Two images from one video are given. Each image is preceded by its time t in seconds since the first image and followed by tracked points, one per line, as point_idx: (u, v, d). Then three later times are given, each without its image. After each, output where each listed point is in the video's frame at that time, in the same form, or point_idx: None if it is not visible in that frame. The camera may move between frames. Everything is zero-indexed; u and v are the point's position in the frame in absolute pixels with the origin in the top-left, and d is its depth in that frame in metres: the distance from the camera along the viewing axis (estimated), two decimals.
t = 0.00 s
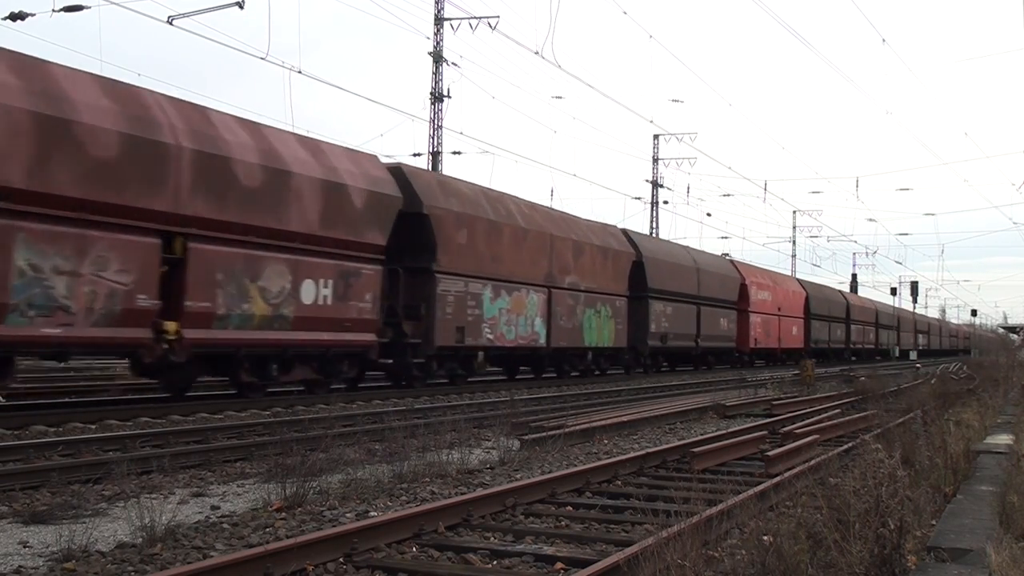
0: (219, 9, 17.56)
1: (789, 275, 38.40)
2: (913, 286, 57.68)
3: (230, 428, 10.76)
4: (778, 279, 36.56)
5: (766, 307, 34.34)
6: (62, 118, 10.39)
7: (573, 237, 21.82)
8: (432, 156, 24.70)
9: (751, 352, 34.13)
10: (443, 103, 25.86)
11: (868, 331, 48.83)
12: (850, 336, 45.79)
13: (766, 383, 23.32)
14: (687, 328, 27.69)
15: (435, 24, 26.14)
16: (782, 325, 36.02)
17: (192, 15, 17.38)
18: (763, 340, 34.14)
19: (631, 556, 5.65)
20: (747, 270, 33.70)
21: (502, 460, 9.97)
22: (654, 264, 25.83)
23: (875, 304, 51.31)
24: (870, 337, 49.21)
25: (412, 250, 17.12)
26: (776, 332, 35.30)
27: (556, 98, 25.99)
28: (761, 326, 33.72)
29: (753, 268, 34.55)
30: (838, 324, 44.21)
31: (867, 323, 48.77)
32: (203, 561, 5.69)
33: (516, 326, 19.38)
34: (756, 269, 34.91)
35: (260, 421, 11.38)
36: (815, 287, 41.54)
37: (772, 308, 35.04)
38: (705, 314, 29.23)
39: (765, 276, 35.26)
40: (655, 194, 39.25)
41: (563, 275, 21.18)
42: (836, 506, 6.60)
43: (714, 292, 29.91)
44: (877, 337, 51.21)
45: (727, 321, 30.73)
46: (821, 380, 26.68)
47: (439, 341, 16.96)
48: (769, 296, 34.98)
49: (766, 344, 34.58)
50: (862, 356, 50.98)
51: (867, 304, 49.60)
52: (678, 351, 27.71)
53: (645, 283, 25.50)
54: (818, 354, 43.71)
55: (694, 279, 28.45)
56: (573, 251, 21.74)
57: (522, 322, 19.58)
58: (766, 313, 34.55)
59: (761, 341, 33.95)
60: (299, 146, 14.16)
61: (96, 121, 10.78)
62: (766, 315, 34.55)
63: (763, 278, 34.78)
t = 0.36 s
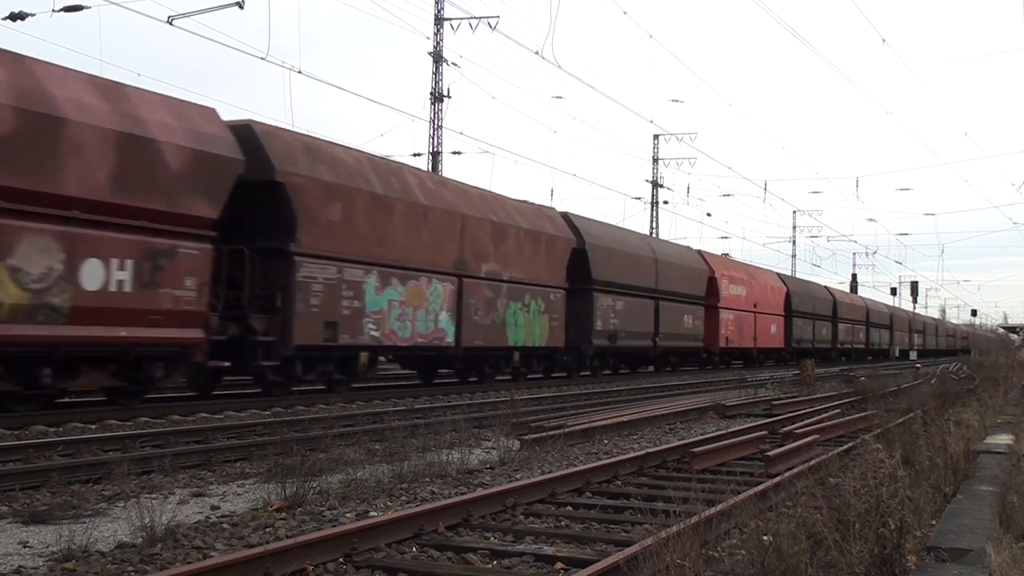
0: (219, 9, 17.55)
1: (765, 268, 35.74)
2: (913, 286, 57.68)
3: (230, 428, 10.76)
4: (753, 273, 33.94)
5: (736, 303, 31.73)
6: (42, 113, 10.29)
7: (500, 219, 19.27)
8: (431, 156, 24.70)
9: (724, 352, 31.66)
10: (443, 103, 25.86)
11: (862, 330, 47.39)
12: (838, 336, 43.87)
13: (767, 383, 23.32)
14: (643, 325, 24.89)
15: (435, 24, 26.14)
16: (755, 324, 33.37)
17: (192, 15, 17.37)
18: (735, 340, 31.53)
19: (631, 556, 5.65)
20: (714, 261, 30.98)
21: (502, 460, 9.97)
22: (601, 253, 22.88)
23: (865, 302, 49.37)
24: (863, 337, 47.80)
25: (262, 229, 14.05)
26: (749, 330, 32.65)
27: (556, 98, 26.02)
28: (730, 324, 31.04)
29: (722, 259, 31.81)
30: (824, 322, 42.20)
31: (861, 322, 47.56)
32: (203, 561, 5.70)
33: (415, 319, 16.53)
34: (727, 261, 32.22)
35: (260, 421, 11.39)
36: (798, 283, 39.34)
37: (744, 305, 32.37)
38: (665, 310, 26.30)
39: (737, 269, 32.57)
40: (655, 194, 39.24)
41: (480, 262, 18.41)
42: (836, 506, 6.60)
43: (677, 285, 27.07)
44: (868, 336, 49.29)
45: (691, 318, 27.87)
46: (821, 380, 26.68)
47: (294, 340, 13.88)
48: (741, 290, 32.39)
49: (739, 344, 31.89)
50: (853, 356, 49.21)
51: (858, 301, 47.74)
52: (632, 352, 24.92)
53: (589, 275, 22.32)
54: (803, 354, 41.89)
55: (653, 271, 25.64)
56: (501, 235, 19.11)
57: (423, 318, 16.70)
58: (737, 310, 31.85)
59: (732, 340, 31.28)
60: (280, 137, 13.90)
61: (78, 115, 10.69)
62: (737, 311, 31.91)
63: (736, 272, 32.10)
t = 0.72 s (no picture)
0: (218, 9, 17.57)
1: (737, 260, 33.01)
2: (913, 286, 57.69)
3: (230, 428, 10.76)
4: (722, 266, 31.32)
5: (702, 298, 28.99)
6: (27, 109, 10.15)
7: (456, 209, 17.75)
8: (431, 156, 24.70)
9: (690, 352, 28.89)
10: (443, 103, 25.86)
11: (852, 331, 45.69)
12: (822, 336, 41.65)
13: (766, 383, 23.32)
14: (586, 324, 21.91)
15: (435, 24, 26.14)
16: (722, 323, 30.62)
17: (192, 15, 17.38)
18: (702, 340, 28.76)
19: (631, 556, 5.65)
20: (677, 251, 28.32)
21: (502, 460, 9.97)
22: (539, 240, 19.99)
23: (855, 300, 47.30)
24: (854, 339, 45.94)
25: (31, 191, 10.84)
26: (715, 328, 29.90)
27: (557, 98, 25.67)
28: (694, 321, 28.27)
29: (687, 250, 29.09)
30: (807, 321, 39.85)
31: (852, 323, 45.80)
32: (203, 561, 5.70)
33: (260, 312, 13.27)
34: (694, 251, 29.51)
35: (260, 421, 11.38)
36: (778, 280, 36.92)
37: (711, 301, 29.64)
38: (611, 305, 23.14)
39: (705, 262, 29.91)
40: (655, 194, 39.25)
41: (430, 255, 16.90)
42: (836, 506, 6.61)
43: (632, 279, 24.38)
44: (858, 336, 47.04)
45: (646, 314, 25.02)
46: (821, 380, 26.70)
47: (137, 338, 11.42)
48: (710, 285, 29.59)
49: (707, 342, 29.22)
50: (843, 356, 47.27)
51: (845, 299, 45.69)
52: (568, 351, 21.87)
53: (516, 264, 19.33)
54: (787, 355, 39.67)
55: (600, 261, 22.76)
56: (456, 225, 17.67)
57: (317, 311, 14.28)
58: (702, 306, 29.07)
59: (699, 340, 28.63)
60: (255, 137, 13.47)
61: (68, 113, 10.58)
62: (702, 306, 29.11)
63: (702, 264, 29.36)
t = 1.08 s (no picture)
0: (219, 9, 17.58)
1: (704, 251, 30.25)
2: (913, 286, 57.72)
3: (230, 428, 10.76)
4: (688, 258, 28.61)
5: (662, 292, 26.25)
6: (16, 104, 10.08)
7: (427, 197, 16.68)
8: (432, 156, 24.71)
9: (646, 352, 26.10)
10: (443, 103, 25.86)
11: (838, 330, 43.77)
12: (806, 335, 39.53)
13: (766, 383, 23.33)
14: (511, 319, 18.98)
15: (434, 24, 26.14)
16: (688, 321, 27.94)
17: (192, 15, 17.39)
18: (664, 338, 26.07)
19: (631, 557, 5.65)
20: (632, 238, 25.68)
21: (502, 460, 9.97)
22: (455, 221, 17.22)
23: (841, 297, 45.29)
24: (841, 338, 44.11)
25: None
26: (677, 326, 27.10)
27: (557, 99, 26.00)
28: (652, 317, 25.58)
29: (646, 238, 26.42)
30: (789, 320, 37.54)
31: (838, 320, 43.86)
32: (203, 561, 5.70)
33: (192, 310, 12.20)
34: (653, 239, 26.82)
35: (260, 421, 11.39)
36: (754, 274, 34.42)
37: (673, 295, 26.91)
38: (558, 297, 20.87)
39: (666, 252, 27.18)
40: (655, 194, 39.27)
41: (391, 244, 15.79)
42: (836, 506, 6.61)
43: (579, 269, 21.81)
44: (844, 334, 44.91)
45: (590, 309, 22.24)
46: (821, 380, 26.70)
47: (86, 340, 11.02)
48: (672, 277, 26.87)
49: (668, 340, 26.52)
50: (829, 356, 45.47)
51: (829, 295, 43.56)
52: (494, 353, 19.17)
53: (413, 248, 16.23)
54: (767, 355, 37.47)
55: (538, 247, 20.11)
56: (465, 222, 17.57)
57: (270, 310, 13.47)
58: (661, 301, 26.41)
59: (660, 337, 26.02)
60: (220, 131, 12.88)
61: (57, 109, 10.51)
62: (662, 301, 26.41)
63: (662, 253, 26.64)
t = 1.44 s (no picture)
0: (219, 9, 17.60)
1: (661, 240, 27.07)
2: (913, 287, 57.75)
3: (230, 428, 10.76)
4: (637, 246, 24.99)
5: (612, 284, 22.93)
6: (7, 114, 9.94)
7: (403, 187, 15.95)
8: (431, 156, 24.72)
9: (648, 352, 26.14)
10: (443, 103, 25.88)
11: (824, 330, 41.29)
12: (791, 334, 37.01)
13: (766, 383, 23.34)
14: (403, 315, 15.94)
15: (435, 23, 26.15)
16: (643, 319, 24.65)
17: (192, 15, 17.42)
18: (612, 338, 22.73)
19: (630, 557, 5.65)
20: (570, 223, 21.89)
21: (502, 460, 9.97)
22: (381, 205, 15.27)
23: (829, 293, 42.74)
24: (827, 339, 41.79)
25: None
26: (625, 323, 23.58)
27: (557, 98, 26.74)
28: (596, 314, 22.08)
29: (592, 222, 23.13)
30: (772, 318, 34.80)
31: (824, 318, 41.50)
32: (203, 561, 5.70)
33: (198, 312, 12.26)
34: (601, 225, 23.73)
35: (260, 421, 11.38)
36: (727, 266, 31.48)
37: (626, 289, 23.78)
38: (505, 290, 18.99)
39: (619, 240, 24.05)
40: (655, 194, 39.29)
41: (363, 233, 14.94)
42: (836, 507, 6.61)
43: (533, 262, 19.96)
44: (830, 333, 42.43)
45: (516, 303, 19.37)
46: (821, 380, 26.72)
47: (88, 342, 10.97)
48: (622, 268, 23.57)
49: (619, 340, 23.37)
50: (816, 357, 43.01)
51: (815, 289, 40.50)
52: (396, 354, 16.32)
53: (324, 235, 14.11)
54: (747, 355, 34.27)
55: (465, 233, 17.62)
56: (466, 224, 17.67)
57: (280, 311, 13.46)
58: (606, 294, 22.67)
59: (609, 338, 22.74)
60: (199, 126, 12.58)
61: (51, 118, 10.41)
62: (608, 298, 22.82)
63: (612, 240, 23.47)
